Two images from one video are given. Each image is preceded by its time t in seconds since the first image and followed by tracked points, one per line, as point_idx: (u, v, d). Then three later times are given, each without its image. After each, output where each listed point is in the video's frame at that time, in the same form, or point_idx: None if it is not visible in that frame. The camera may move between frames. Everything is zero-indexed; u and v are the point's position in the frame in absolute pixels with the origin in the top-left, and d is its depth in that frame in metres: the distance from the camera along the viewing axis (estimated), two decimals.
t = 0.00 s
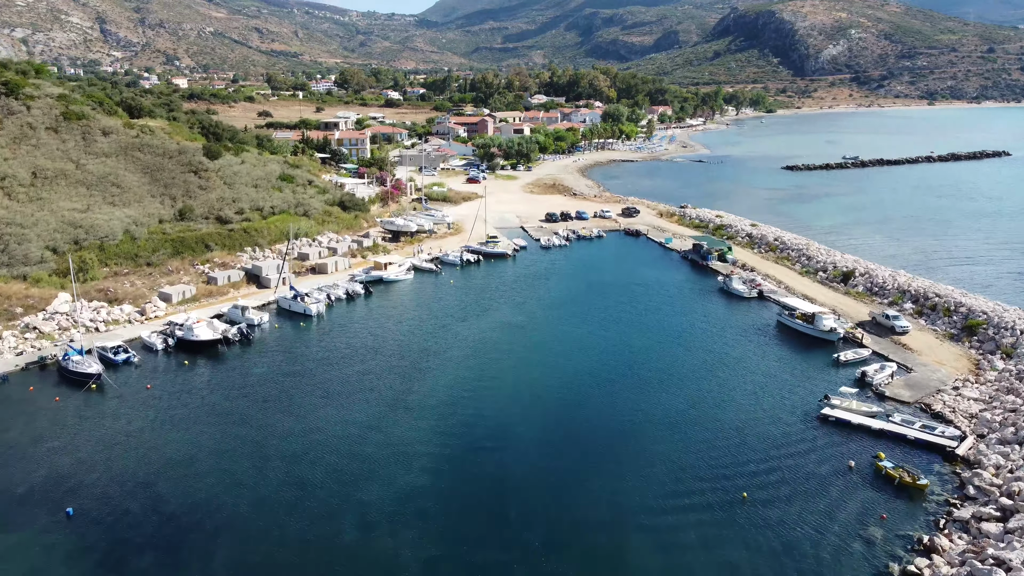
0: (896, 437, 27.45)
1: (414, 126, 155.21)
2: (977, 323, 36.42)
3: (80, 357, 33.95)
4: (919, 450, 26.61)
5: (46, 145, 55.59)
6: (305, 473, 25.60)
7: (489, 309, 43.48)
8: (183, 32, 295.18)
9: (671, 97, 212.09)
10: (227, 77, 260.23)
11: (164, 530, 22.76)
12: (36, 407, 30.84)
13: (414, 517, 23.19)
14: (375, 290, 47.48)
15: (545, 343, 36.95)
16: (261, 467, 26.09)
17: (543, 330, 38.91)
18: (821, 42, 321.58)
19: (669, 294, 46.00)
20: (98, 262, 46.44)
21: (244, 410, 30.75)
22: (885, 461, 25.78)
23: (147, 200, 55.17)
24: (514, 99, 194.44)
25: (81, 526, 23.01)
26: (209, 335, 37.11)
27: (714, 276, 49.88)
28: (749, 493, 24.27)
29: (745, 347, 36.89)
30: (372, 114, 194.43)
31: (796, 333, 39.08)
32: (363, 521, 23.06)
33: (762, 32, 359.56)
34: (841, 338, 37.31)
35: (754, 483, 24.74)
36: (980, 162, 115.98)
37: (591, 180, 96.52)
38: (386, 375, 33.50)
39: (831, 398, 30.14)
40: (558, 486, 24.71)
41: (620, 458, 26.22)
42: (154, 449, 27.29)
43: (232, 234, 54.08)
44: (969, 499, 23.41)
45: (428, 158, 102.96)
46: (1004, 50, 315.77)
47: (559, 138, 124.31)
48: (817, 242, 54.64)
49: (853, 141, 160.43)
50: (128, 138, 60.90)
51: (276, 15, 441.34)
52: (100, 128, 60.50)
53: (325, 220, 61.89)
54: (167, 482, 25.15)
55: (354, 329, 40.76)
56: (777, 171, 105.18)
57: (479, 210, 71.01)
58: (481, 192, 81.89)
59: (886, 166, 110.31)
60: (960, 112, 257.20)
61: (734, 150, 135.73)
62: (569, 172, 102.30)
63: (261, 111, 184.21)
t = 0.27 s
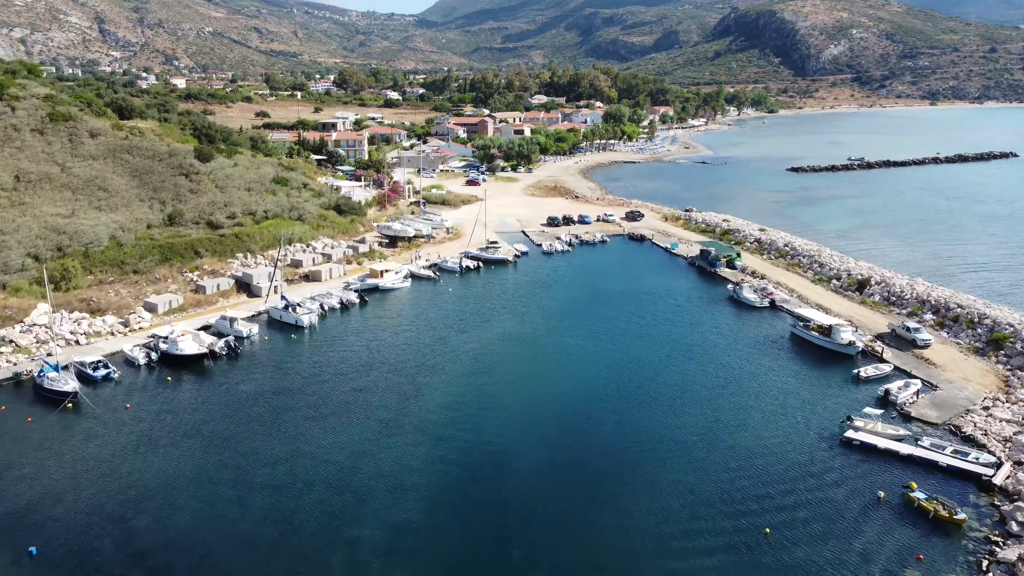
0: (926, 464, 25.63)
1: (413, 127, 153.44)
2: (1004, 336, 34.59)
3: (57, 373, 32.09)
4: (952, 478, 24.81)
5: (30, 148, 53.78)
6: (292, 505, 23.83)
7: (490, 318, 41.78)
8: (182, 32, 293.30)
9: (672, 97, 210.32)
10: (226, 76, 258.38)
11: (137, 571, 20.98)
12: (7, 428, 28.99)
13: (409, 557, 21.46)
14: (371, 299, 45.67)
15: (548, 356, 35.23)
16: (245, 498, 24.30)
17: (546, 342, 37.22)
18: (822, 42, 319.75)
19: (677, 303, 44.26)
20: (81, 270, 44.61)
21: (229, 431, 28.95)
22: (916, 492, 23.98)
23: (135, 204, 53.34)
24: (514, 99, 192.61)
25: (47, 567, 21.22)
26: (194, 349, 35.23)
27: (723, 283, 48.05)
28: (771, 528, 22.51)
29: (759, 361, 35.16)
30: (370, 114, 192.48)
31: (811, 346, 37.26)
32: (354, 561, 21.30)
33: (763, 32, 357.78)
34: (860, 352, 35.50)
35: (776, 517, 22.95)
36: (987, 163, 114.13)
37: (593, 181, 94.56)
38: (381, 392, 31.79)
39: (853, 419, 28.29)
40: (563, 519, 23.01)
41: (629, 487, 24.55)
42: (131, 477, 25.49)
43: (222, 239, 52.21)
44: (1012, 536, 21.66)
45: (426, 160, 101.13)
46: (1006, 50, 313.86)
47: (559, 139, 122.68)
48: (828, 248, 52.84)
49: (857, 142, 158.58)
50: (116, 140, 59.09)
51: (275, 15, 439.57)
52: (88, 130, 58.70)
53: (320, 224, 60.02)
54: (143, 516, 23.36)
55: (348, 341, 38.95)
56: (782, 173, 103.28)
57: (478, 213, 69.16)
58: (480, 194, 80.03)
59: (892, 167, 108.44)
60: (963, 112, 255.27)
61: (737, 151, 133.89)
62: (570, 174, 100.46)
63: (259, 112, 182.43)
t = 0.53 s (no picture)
0: (961, 494, 23.77)
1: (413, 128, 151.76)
2: None
3: (30, 392, 30.19)
4: (990, 511, 22.99)
5: (13, 151, 51.96)
6: (277, 541, 22.09)
7: (491, 329, 40.16)
8: (181, 31, 291.47)
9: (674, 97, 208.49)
10: (224, 76, 256.56)
11: None
12: None
13: None
14: (366, 309, 43.81)
15: (552, 372, 33.57)
16: (226, 533, 22.54)
17: (549, 356, 35.57)
18: (824, 42, 318.01)
19: (684, 314, 42.55)
20: (64, 278, 42.75)
21: (213, 454, 27.19)
22: (954, 527, 22.15)
23: (123, 209, 51.49)
24: (514, 99, 190.75)
25: None
26: (178, 365, 33.35)
27: (733, 292, 46.23)
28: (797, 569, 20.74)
29: (773, 377, 33.44)
30: (369, 115, 190.59)
31: (829, 361, 35.44)
32: None
33: (764, 32, 356.04)
34: (881, 368, 33.68)
35: (802, 556, 21.17)
36: (995, 165, 112.27)
37: (595, 184, 92.66)
38: (376, 411, 30.10)
39: (880, 444, 26.42)
40: (572, 557, 21.41)
41: (640, 520, 22.90)
42: (104, 509, 23.68)
43: (213, 246, 50.35)
44: None
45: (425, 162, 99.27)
46: (1008, 50, 312.10)
47: (561, 140, 121.23)
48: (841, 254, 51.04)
49: (861, 142, 156.77)
50: (104, 143, 57.27)
51: (275, 15, 437.92)
52: (75, 132, 56.88)
53: (315, 230, 58.18)
54: (115, 555, 21.60)
55: (342, 354, 37.13)
56: (787, 175, 101.45)
57: (478, 217, 67.30)
58: (480, 197, 78.20)
59: (899, 168, 106.58)
60: (966, 112, 253.40)
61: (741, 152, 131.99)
62: (572, 176, 98.60)
63: (257, 113, 180.52)
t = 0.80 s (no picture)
0: (1003, 530, 21.97)
1: (412, 128, 149.98)
2: None
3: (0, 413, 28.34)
4: None
5: None
6: None
7: (493, 341, 38.62)
8: (180, 31, 289.62)
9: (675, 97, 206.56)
10: (222, 77, 254.57)
11: None
12: None
13: None
14: (361, 319, 41.96)
15: (556, 390, 32.02)
16: None
17: (554, 372, 34.02)
18: (825, 42, 316.13)
19: (693, 324, 40.93)
20: (45, 288, 40.90)
21: (195, 482, 25.47)
22: (998, 570, 20.40)
23: (109, 214, 49.65)
24: (514, 99, 188.82)
25: None
26: (160, 382, 31.47)
27: (744, 301, 44.39)
28: None
29: (789, 394, 31.86)
30: (367, 115, 188.75)
31: (847, 377, 33.66)
32: None
33: (765, 32, 354.10)
34: (905, 384, 31.89)
35: None
36: (1003, 166, 110.42)
37: (597, 186, 90.73)
38: (371, 434, 28.49)
39: (910, 472, 24.62)
40: None
41: (655, 559, 21.45)
42: (73, 549, 21.99)
43: (202, 252, 48.50)
44: None
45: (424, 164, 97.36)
46: (1010, 50, 310.37)
47: (562, 141, 119.60)
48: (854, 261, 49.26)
49: (865, 143, 154.95)
50: (91, 145, 55.45)
51: (274, 15, 436.21)
52: (60, 134, 55.08)
53: (309, 235, 56.33)
54: None
55: (336, 369, 35.34)
56: (792, 177, 99.57)
57: (478, 222, 65.45)
58: (480, 200, 76.35)
59: (906, 170, 104.76)
60: (969, 112, 251.53)
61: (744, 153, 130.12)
62: (573, 178, 96.71)
63: (254, 113, 178.56)
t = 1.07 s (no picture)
0: None
1: (411, 129, 148.21)
2: None
3: None
4: None
5: None
6: None
7: (494, 353, 37.20)
8: (179, 31, 287.95)
9: (676, 98, 204.91)
10: (220, 76, 252.94)
11: None
12: None
13: None
14: (355, 330, 40.12)
15: (562, 412, 30.39)
16: None
17: (559, 391, 32.39)
18: (826, 42, 314.23)
19: (703, 335, 39.28)
20: (24, 298, 39.10)
21: (173, 516, 23.68)
22: None
23: (94, 220, 47.82)
24: (515, 100, 187.06)
25: None
26: (140, 402, 29.59)
27: (756, 311, 42.53)
28: None
29: (807, 414, 30.22)
30: (366, 116, 187.05)
31: (869, 396, 31.87)
32: None
33: (765, 32, 352.31)
34: (931, 404, 30.11)
35: None
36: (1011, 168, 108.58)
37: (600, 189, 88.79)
38: (366, 461, 26.84)
39: (947, 506, 22.84)
40: None
41: None
42: None
43: (191, 260, 46.65)
44: None
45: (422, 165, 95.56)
46: (1013, 49, 308.49)
47: (563, 142, 117.87)
48: (868, 268, 47.45)
49: (869, 143, 153.09)
50: (77, 147, 53.66)
51: (274, 15, 434.71)
52: (45, 136, 53.33)
53: (303, 241, 54.46)
54: None
55: (328, 385, 33.52)
56: (797, 179, 97.72)
57: (478, 226, 63.61)
58: (480, 204, 74.48)
59: (913, 171, 102.87)
60: (971, 113, 249.69)
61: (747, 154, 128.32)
62: (575, 180, 94.91)
63: (252, 114, 177.09)
